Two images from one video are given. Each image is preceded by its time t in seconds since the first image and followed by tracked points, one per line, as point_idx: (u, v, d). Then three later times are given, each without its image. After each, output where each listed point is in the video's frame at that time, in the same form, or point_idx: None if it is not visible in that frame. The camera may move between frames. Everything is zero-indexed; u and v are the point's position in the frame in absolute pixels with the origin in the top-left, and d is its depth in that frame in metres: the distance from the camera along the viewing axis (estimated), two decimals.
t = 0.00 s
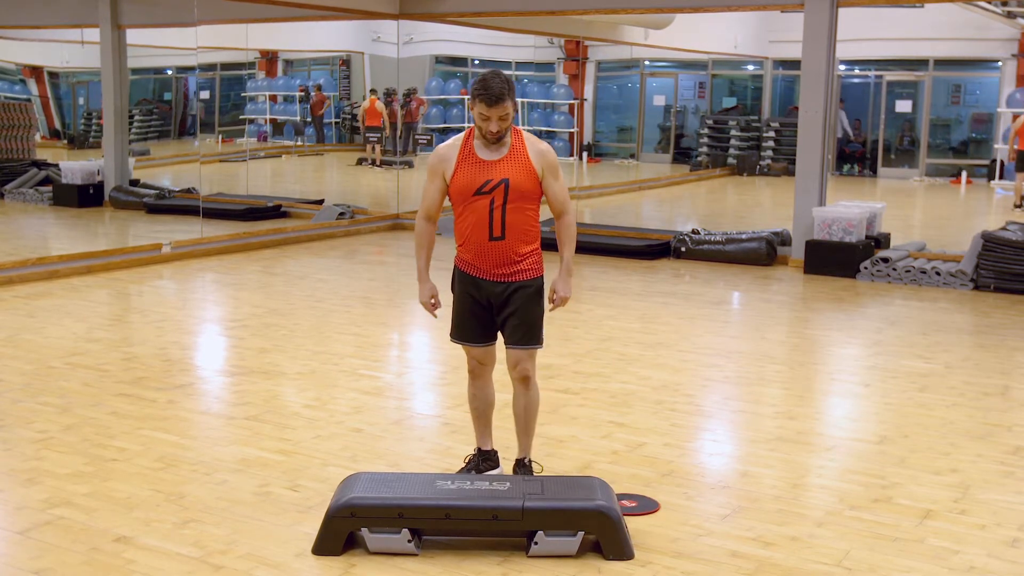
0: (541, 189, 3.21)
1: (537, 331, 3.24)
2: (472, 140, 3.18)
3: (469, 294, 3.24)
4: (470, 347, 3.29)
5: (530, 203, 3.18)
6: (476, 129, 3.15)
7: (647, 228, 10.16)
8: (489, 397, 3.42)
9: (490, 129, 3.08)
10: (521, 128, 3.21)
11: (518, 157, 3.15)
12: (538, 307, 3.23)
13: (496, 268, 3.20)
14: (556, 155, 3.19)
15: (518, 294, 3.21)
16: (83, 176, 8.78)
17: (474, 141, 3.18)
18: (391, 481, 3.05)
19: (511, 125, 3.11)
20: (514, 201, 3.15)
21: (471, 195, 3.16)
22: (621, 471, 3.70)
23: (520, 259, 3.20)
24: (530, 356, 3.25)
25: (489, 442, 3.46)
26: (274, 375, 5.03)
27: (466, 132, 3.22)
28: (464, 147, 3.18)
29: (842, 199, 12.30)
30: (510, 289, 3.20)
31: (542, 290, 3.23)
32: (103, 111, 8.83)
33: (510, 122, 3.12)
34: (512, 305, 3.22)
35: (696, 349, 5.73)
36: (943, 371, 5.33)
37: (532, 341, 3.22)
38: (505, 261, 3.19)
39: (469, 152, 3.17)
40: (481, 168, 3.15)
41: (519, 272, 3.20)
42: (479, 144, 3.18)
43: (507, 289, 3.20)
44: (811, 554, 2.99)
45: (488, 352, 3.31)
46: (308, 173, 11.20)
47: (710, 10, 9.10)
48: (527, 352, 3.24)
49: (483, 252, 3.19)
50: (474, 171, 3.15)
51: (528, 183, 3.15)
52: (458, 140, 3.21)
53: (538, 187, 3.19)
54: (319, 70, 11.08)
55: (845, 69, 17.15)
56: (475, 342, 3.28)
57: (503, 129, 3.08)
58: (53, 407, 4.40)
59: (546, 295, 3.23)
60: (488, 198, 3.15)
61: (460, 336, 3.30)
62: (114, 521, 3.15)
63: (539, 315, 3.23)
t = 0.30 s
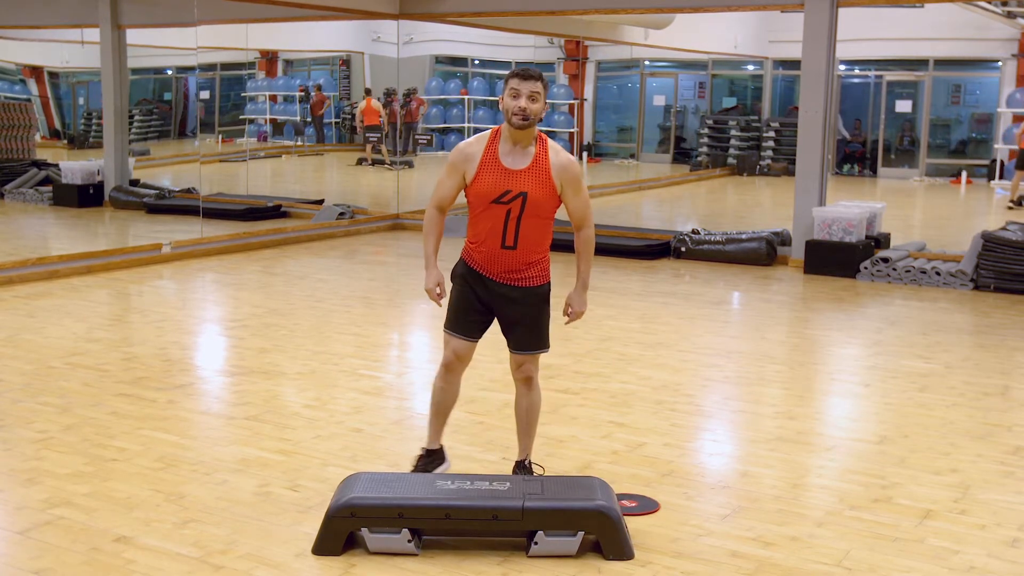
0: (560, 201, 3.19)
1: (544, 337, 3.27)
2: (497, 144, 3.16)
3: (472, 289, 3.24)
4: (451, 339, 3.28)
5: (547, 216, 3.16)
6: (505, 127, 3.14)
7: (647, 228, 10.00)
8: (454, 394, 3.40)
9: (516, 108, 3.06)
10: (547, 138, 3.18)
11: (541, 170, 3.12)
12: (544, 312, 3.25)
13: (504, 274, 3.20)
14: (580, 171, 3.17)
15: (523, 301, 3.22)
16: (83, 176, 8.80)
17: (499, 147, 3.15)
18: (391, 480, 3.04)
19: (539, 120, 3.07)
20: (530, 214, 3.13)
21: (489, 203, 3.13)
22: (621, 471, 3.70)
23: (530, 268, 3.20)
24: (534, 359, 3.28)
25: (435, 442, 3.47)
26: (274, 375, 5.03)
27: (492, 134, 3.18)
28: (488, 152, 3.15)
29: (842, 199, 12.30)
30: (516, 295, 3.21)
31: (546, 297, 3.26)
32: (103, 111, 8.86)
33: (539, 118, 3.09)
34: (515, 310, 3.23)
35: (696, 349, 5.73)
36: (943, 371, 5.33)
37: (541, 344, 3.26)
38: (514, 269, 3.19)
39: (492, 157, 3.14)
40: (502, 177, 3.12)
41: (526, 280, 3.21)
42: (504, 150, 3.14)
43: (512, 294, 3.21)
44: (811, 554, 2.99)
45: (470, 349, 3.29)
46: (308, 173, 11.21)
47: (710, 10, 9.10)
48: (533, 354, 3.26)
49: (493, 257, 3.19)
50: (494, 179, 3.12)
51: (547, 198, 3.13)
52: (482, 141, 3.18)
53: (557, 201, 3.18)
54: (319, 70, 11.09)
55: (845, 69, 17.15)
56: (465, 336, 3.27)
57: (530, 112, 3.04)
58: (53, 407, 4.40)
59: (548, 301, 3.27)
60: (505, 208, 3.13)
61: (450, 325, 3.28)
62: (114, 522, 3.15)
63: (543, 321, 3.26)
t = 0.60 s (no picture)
0: (557, 195, 3.18)
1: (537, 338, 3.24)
2: (492, 140, 3.16)
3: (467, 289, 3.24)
4: (448, 342, 3.29)
5: (542, 212, 3.15)
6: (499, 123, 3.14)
7: (647, 228, 10.09)
8: (459, 400, 3.42)
9: (510, 105, 3.07)
10: (542, 133, 3.18)
11: (536, 164, 3.13)
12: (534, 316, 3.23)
13: (499, 273, 3.20)
14: (576, 164, 3.16)
15: (517, 300, 3.21)
16: (83, 176, 8.81)
17: (494, 143, 3.16)
18: (392, 481, 3.04)
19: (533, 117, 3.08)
20: (526, 210, 3.13)
21: (484, 199, 3.14)
22: (621, 471, 3.70)
23: (526, 267, 3.20)
24: (529, 362, 3.27)
25: (453, 442, 3.47)
26: (274, 375, 5.03)
27: (487, 130, 3.19)
28: (483, 148, 3.16)
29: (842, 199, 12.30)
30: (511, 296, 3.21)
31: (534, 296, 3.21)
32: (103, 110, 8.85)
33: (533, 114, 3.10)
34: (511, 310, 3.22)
35: (696, 349, 5.73)
36: (943, 371, 5.33)
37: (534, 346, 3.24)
38: (509, 267, 3.19)
39: (488, 154, 3.15)
40: (497, 172, 3.12)
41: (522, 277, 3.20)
42: (500, 146, 3.15)
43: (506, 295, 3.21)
44: (811, 554, 2.99)
45: (467, 350, 3.29)
46: (308, 173, 11.15)
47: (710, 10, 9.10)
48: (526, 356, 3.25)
49: (488, 255, 3.19)
50: (490, 174, 3.13)
51: (543, 191, 3.13)
52: (478, 139, 3.19)
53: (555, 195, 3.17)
54: (319, 69, 11.01)
55: (845, 69, 17.18)
56: (459, 338, 3.27)
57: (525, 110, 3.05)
58: (53, 407, 4.40)
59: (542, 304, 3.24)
60: (500, 204, 3.13)
61: (447, 329, 3.29)
62: (114, 522, 3.15)
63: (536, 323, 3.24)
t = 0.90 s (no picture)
0: (534, 187, 3.20)
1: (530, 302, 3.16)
2: (464, 140, 3.16)
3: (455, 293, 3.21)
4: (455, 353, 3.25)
5: (522, 203, 3.16)
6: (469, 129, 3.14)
7: (647, 228, 10.38)
8: (475, 406, 3.39)
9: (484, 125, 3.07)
10: (513, 129, 3.20)
11: (512, 156, 3.14)
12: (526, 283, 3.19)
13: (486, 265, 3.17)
14: (549, 154, 3.19)
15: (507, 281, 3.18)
16: (83, 176, 8.78)
17: (467, 142, 3.16)
18: (392, 480, 3.05)
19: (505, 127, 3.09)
20: (506, 201, 3.13)
21: (461, 196, 3.13)
22: (621, 471, 3.70)
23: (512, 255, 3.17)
24: (524, 348, 3.08)
25: (474, 448, 3.41)
26: (274, 375, 5.03)
27: (457, 132, 3.19)
28: (456, 147, 3.15)
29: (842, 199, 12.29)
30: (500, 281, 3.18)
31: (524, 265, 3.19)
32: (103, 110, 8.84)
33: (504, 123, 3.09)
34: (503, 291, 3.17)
35: (696, 349, 5.73)
36: (943, 371, 5.33)
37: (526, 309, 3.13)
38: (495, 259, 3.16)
39: (460, 153, 3.14)
40: (473, 168, 3.12)
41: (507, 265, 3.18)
42: (472, 144, 3.15)
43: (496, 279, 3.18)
44: (810, 554, 2.99)
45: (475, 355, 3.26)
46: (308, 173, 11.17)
47: (710, 10, 9.11)
48: (522, 335, 3.09)
49: (472, 251, 3.16)
50: (465, 171, 3.12)
51: (522, 182, 3.13)
52: (449, 142, 3.18)
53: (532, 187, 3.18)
54: (319, 70, 11.01)
55: (845, 69, 17.21)
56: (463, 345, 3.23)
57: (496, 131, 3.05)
58: (53, 407, 4.40)
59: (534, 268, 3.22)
60: (479, 198, 3.12)
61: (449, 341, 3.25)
62: (114, 522, 3.15)
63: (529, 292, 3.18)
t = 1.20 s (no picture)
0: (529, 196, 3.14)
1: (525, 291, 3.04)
2: (457, 152, 3.08)
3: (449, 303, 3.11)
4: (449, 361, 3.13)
5: (520, 216, 3.10)
6: (463, 134, 3.06)
7: (647, 228, 10.41)
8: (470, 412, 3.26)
9: (475, 116, 2.98)
10: (506, 136, 3.13)
11: (507, 168, 3.07)
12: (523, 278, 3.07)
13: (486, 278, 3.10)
14: (543, 161, 3.14)
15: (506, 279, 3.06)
16: (83, 176, 8.75)
17: (461, 154, 3.08)
18: (391, 480, 3.05)
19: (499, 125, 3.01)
20: (504, 216, 3.07)
21: (460, 212, 3.06)
22: (621, 471, 3.70)
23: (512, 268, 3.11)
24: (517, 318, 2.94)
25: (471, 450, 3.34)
26: (274, 375, 5.03)
27: (449, 143, 3.11)
28: (450, 160, 3.07)
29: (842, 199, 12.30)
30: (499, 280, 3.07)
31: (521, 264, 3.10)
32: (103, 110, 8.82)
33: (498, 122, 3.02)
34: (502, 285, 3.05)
35: (696, 349, 5.73)
36: (943, 371, 5.33)
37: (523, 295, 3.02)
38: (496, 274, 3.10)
39: (455, 166, 3.06)
40: (469, 182, 3.05)
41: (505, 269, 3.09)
42: (466, 156, 3.07)
43: (494, 280, 3.08)
44: (811, 554, 2.99)
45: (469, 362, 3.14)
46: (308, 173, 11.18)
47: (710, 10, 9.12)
48: (516, 309, 2.96)
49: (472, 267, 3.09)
50: (462, 186, 3.05)
51: (519, 194, 3.08)
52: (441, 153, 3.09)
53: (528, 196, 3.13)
54: (319, 70, 11.01)
55: (845, 70, 17.18)
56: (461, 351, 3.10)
57: (490, 122, 2.98)
58: (53, 407, 4.40)
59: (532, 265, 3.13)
60: (476, 214, 3.06)
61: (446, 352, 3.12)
62: (115, 522, 3.15)
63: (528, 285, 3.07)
